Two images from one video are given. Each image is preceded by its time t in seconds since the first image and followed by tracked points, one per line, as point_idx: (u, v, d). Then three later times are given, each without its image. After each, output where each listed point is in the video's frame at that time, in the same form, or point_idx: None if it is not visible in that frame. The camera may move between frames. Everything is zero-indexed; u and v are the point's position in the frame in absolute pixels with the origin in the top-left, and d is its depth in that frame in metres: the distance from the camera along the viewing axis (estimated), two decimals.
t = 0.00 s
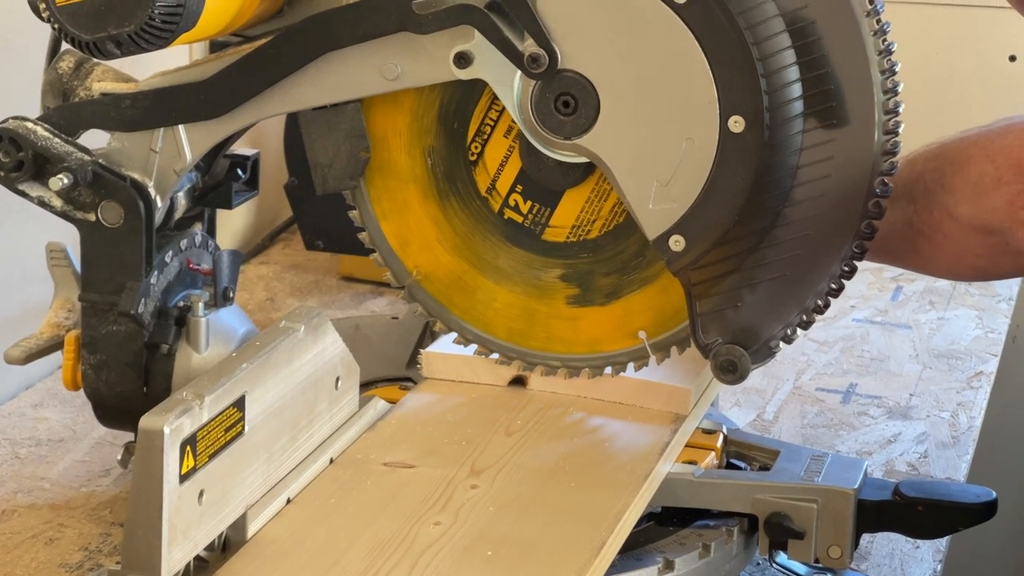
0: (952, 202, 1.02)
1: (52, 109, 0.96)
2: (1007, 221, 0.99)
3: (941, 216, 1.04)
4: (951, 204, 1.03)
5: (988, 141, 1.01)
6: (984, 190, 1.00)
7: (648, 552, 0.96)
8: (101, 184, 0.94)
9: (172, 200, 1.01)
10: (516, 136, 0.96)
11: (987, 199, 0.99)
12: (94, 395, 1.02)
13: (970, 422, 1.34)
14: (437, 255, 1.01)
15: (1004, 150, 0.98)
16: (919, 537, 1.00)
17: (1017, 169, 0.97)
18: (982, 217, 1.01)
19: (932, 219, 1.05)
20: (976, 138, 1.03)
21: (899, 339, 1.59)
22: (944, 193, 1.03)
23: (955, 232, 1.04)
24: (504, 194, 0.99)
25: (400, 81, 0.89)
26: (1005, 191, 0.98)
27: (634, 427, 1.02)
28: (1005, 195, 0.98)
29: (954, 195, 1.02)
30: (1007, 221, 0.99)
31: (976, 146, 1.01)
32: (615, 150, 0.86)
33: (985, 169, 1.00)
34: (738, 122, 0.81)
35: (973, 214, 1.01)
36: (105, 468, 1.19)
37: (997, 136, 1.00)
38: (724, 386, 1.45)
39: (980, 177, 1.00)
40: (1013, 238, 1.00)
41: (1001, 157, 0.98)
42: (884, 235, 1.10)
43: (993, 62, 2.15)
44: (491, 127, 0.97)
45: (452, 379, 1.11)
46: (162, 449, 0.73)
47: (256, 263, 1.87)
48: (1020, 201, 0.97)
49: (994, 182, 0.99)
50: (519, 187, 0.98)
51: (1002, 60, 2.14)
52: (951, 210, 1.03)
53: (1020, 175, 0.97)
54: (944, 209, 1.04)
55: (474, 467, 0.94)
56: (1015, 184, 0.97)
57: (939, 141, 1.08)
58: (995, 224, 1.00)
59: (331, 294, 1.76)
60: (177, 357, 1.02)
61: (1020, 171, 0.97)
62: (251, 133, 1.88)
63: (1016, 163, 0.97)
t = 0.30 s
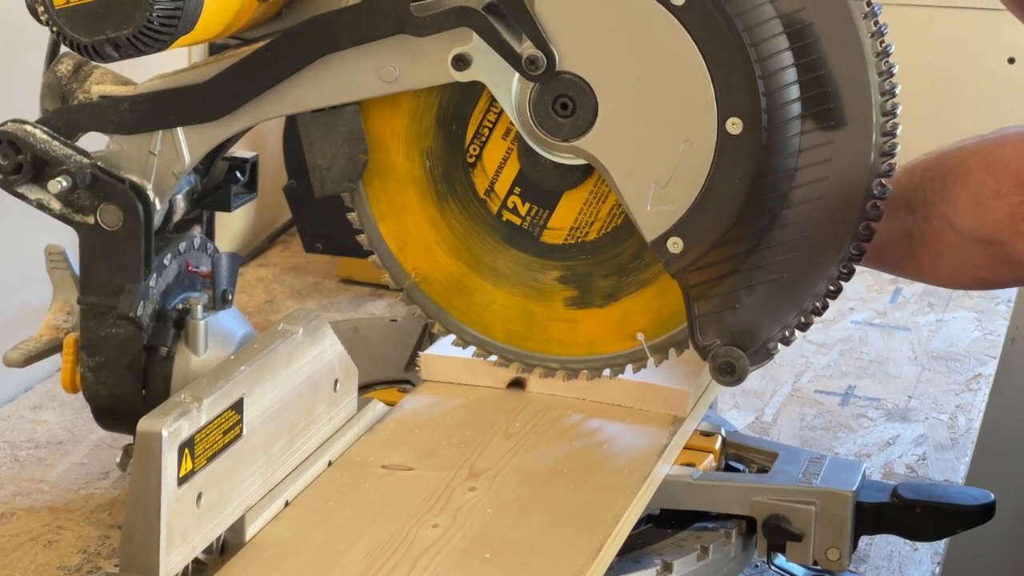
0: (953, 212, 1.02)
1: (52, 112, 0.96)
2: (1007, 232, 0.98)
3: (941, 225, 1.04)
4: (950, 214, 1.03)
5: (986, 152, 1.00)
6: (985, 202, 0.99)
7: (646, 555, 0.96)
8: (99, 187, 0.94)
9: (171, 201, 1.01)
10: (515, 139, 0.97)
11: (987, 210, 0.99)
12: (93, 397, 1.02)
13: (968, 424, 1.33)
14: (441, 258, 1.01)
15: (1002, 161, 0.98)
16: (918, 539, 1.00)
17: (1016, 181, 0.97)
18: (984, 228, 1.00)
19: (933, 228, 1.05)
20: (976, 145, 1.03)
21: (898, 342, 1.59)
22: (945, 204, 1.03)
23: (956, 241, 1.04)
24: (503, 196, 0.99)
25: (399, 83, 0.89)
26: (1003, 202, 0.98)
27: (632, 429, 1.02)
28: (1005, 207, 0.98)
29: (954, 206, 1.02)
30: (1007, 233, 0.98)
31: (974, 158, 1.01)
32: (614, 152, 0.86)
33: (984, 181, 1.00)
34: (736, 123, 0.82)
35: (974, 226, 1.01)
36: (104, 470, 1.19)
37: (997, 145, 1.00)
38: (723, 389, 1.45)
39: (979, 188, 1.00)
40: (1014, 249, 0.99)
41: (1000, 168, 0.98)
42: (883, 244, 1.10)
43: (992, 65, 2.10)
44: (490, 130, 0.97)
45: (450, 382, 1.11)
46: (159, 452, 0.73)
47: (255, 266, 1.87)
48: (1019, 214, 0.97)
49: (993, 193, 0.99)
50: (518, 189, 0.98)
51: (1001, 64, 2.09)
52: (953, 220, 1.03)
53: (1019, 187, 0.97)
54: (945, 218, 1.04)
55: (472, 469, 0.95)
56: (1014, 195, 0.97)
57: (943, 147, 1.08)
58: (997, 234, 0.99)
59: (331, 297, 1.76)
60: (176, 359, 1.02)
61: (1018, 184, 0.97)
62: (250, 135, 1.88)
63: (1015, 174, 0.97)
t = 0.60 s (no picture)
0: (955, 225, 1.04)
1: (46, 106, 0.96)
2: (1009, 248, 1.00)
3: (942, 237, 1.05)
4: (951, 226, 1.04)
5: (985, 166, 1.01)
6: (987, 216, 1.01)
7: (645, 555, 0.96)
8: (98, 187, 0.94)
9: (170, 193, 1.00)
10: (481, 38, 0.80)
11: (988, 225, 1.01)
12: (93, 398, 1.02)
13: (968, 425, 1.33)
14: (428, 168, 0.83)
15: (1003, 176, 0.99)
16: (917, 539, 1.00)
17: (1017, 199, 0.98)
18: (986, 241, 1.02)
19: (934, 239, 1.06)
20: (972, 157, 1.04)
21: (898, 342, 1.59)
22: (945, 218, 1.04)
23: (959, 251, 1.05)
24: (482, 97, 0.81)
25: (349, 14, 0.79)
26: (1004, 217, 0.99)
27: (630, 429, 1.02)
28: (1006, 222, 0.99)
29: (956, 218, 1.03)
30: (1010, 246, 1.00)
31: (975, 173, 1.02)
32: (563, 48, 0.71)
33: (985, 197, 1.00)
34: (681, 31, 0.68)
35: (976, 238, 1.02)
36: (103, 471, 1.18)
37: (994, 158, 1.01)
38: (722, 389, 1.45)
39: (980, 202, 1.01)
40: (1014, 262, 1.01)
41: (1002, 184, 0.99)
42: (881, 255, 1.11)
43: (993, 67, 2.00)
44: (454, 30, 0.81)
45: (448, 384, 1.11)
46: (158, 452, 0.73)
47: (254, 267, 1.86)
48: (1020, 229, 0.98)
49: (995, 208, 1.00)
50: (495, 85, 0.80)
51: (999, 65, 2.00)
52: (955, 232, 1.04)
53: (1017, 202, 0.98)
54: (947, 231, 1.05)
55: (471, 469, 0.95)
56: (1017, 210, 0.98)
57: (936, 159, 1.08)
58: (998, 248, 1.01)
59: (330, 298, 1.76)
60: (175, 360, 1.01)
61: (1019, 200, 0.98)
62: (247, 135, 1.87)
63: (1015, 192, 0.98)
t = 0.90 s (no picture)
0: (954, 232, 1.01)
1: (33, 106, 0.96)
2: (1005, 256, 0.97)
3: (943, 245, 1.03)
4: (954, 236, 1.01)
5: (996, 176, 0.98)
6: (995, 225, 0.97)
7: (645, 553, 0.96)
8: (96, 191, 0.94)
9: (160, 186, 1.02)
10: None
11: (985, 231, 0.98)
12: (92, 401, 1.03)
13: (969, 426, 1.33)
14: None
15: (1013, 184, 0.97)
16: (917, 535, 0.99)
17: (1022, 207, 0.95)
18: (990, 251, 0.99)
19: (934, 248, 1.04)
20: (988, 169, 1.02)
21: (898, 342, 1.59)
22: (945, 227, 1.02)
23: (958, 261, 1.02)
24: None
25: None
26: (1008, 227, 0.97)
27: (627, 428, 1.02)
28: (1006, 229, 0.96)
29: (958, 228, 1.01)
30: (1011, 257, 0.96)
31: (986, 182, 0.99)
32: None
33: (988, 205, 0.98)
34: None
35: (977, 248, 1.00)
36: (103, 472, 1.18)
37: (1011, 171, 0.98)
38: (723, 389, 1.45)
39: (983, 212, 0.98)
40: (1016, 273, 0.98)
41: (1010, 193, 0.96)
42: (879, 262, 1.09)
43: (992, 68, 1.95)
44: None
45: (446, 385, 1.11)
46: (155, 455, 0.73)
47: (253, 267, 1.86)
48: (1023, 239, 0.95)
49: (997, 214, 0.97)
50: None
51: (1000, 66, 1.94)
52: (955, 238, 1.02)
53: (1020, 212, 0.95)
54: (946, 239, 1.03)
55: (470, 469, 0.95)
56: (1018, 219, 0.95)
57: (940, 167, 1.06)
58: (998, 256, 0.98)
59: (330, 299, 1.76)
60: (175, 363, 1.01)
61: None
62: (247, 137, 1.87)
63: None
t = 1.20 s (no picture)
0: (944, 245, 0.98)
1: (32, 106, 0.95)
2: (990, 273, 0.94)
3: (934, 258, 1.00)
4: (943, 250, 0.99)
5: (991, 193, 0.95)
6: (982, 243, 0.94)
7: (643, 556, 0.96)
8: (94, 193, 0.94)
9: (160, 188, 1.02)
10: None
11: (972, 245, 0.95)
12: (91, 403, 1.03)
13: (968, 427, 1.33)
14: None
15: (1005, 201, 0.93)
16: (916, 538, 0.99)
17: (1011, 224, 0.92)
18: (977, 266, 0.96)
19: (924, 260, 1.01)
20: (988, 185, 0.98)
21: (898, 344, 1.58)
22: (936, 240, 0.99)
23: (949, 274, 0.99)
24: None
25: None
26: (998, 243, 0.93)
27: (627, 431, 1.02)
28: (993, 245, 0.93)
29: (947, 242, 0.98)
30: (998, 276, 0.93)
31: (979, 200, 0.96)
32: None
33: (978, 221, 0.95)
34: None
35: (965, 264, 0.97)
36: (102, 474, 1.18)
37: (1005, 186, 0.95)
38: (722, 391, 1.44)
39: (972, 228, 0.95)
40: (1002, 291, 0.95)
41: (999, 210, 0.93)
42: (873, 269, 1.07)
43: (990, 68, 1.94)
44: None
45: (445, 387, 1.11)
46: (153, 458, 0.73)
47: (253, 269, 1.86)
48: (1009, 258, 0.91)
49: (985, 230, 0.94)
50: None
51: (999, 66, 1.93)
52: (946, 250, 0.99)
53: (1008, 230, 0.92)
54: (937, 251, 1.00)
55: (468, 471, 0.95)
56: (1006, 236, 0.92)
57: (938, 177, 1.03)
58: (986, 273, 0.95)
59: (330, 300, 1.76)
60: (174, 364, 1.01)
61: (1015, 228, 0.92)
62: (247, 138, 1.87)
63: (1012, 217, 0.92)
